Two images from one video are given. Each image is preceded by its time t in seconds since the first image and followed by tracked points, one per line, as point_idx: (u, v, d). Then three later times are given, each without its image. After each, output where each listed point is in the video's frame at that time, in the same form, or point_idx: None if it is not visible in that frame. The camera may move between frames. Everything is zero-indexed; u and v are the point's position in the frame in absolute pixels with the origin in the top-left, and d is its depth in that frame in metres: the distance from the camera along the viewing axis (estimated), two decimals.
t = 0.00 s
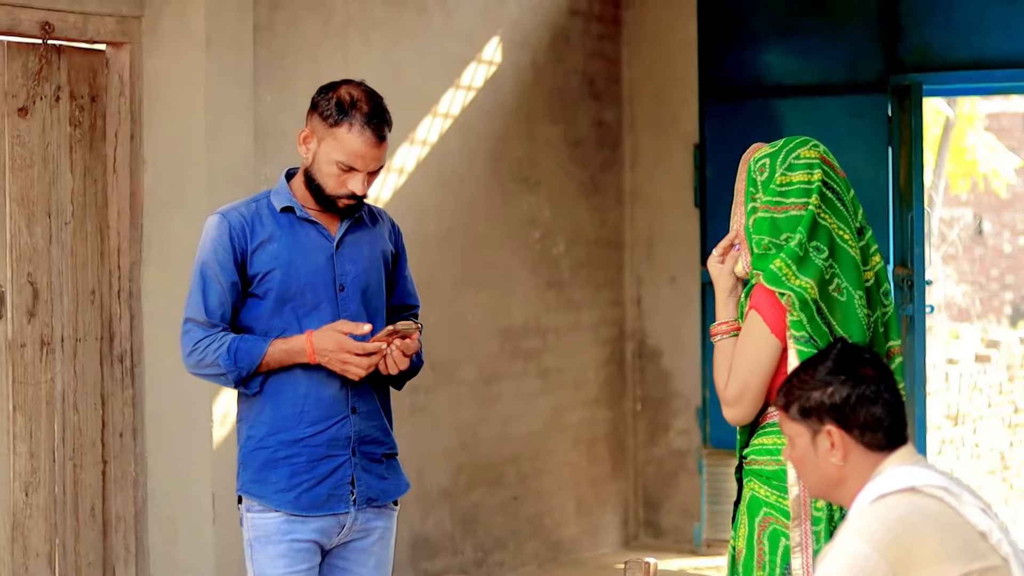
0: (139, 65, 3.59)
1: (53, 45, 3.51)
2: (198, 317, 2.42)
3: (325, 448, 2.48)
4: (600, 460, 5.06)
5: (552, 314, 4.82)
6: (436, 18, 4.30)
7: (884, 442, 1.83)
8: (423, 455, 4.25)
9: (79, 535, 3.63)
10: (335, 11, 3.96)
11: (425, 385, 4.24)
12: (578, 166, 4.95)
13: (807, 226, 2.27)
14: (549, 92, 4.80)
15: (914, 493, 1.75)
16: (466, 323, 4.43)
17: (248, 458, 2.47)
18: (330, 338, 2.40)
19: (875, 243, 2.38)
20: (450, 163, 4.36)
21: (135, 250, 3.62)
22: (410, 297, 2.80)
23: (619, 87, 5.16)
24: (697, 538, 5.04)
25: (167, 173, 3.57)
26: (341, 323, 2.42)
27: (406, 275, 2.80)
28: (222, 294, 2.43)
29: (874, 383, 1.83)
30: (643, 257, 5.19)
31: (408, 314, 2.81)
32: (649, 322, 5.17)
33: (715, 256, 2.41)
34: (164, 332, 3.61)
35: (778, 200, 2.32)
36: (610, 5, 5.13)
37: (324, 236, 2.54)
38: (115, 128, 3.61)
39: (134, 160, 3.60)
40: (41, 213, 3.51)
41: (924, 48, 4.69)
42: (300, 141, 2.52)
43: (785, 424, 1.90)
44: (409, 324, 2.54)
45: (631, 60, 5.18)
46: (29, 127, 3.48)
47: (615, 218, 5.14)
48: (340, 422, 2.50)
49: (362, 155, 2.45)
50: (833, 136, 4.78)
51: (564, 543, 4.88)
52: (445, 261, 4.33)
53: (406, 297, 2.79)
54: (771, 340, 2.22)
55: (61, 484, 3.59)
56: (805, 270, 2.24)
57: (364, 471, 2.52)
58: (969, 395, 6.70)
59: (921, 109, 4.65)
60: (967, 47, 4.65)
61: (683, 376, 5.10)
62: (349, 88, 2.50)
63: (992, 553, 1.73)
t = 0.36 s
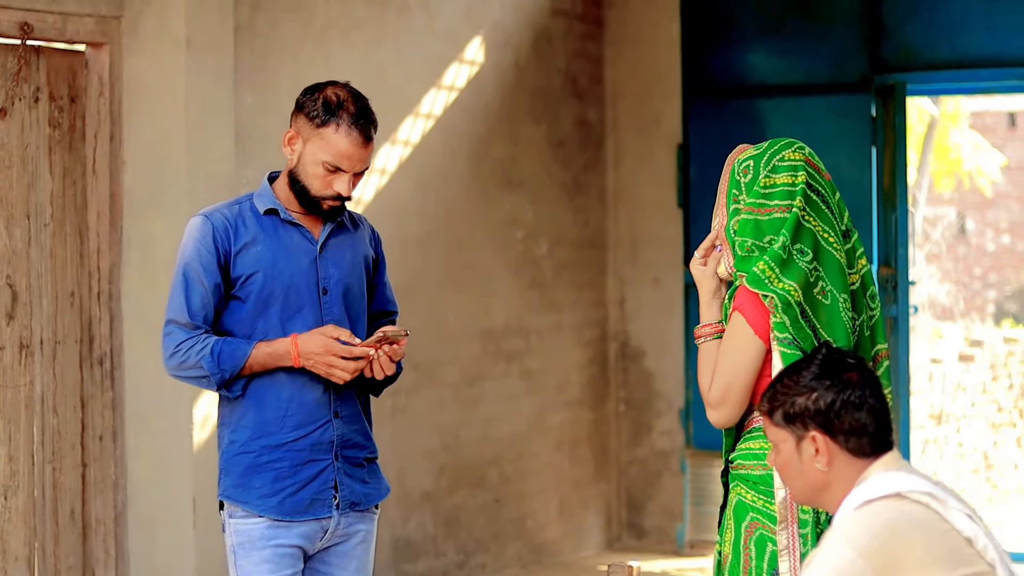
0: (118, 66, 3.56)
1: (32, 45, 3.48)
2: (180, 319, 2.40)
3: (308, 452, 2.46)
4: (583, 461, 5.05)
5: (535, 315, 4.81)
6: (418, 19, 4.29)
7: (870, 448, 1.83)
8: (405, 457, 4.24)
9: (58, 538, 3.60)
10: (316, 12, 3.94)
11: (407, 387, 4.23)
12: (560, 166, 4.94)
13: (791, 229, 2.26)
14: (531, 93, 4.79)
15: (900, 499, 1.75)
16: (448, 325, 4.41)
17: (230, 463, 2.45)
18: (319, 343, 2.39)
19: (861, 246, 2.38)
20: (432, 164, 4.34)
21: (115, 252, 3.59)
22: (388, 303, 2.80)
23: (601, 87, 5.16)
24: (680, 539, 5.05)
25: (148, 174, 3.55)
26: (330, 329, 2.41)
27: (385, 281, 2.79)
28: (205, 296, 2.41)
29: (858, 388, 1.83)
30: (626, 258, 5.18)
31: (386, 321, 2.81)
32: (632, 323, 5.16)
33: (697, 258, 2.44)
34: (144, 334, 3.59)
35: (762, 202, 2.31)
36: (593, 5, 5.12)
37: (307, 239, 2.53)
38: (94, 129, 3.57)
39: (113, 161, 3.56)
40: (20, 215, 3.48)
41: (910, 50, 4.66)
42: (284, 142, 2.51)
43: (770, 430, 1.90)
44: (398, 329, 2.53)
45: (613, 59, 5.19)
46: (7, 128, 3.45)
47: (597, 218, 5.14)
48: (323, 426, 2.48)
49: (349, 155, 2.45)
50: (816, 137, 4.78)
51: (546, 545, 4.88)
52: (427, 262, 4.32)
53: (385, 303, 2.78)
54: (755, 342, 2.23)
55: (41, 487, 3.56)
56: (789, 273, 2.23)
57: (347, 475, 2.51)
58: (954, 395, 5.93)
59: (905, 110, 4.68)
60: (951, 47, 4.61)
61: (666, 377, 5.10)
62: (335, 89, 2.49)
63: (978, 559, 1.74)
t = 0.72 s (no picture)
0: (90, 57, 3.49)
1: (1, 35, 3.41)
2: (155, 311, 2.35)
3: (286, 448, 2.42)
4: (559, 457, 5.02)
5: (511, 310, 4.78)
6: (393, 10, 4.25)
7: (857, 443, 1.82)
8: (381, 452, 4.21)
9: (28, 537, 3.52)
10: (290, 3, 3.91)
11: (382, 382, 4.20)
12: (537, 159, 4.90)
13: (773, 220, 2.25)
14: (507, 85, 4.75)
15: (889, 496, 1.75)
16: (424, 319, 4.39)
17: (205, 460, 2.40)
18: (301, 335, 2.35)
19: (844, 238, 2.36)
20: (408, 157, 4.31)
21: (85, 245, 3.52)
22: (365, 297, 2.76)
23: (578, 80, 5.11)
24: (658, 536, 5.03)
25: (123, 168, 3.49)
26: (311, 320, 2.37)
27: (361, 275, 2.75)
28: (180, 288, 2.36)
29: (847, 382, 1.82)
30: (603, 253, 5.15)
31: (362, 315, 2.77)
32: (609, 318, 5.14)
33: (676, 251, 2.40)
34: (118, 328, 3.54)
35: (745, 193, 2.28)
36: None
37: (284, 230, 2.49)
38: (65, 120, 3.49)
39: (84, 153, 3.49)
40: None
41: (888, 42, 4.65)
42: (262, 131, 2.47)
43: (755, 425, 1.88)
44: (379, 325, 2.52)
45: (590, 52, 5.13)
46: None
47: (574, 213, 5.11)
48: (301, 421, 2.44)
49: (330, 145, 2.42)
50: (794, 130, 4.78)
51: (523, 542, 4.85)
52: (403, 256, 4.29)
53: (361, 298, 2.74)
54: (738, 336, 2.21)
55: (11, 484, 3.49)
56: (772, 265, 2.21)
57: (325, 471, 2.47)
58: (929, 391, 7.01)
59: (884, 102, 4.63)
60: (929, 39, 4.60)
61: (643, 372, 5.08)
62: (315, 78, 2.46)
63: (968, 556, 1.73)
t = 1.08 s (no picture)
0: (72, 40, 3.42)
1: None
2: (138, 295, 2.29)
3: (273, 433, 2.37)
4: (546, 450, 4.98)
5: (498, 301, 4.74)
6: None
7: (861, 428, 1.83)
8: (366, 444, 4.14)
9: (9, 526, 3.46)
10: None
11: (368, 373, 4.13)
12: (524, 150, 4.86)
13: (772, 202, 2.21)
14: (494, 74, 4.70)
15: (895, 481, 1.75)
16: (411, 309, 4.34)
17: (190, 446, 2.35)
18: (285, 320, 2.30)
19: (844, 222, 2.34)
20: (394, 146, 4.25)
21: (69, 232, 3.46)
22: (354, 280, 2.71)
23: (565, 71, 5.09)
24: (645, 530, 5.00)
25: (110, 158, 3.44)
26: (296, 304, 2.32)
27: (350, 258, 2.71)
28: (164, 271, 2.31)
29: (852, 365, 1.83)
30: (590, 245, 5.12)
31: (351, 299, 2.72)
32: (596, 310, 5.11)
33: (672, 235, 2.39)
34: (101, 316, 3.49)
35: (742, 175, 2.26)
36: None
37: (271, 211, 2.45)
38: (48, 105, 3.43)
39: (67, 139, 3.43)
40: None
41: (879, 32, 4.63)
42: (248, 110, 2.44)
43: (758, 408, 1.89)
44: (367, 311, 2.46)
45: (578, 42, 5.12)
46: None
47: (561, 204, 5.08)
48: (288, 406, 2.39)
49: (316, 126, 2.38)
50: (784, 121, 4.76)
51: (509, 536, 4.80)
52: (390, 245, 4.23)
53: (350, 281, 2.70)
54: (735, 320, 2.17)
55: None
56: (770, 247, 2.18)
57: (313, 457, 2.42)
58: (915, 387, 7.05)
59: (876, 92, 4.64)
60: (922, 30, 4.59)
61: (631, 364, 5.05)
62: (304, 57, 2.43)
63: (973, 543, 1.74)
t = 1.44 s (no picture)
0: (63, 20, 3.34)
1: None
2: (127, 281, 2.22)
3: (268, 422, 2.30)
4: (545, 437, 4.91)
5: (496, 286, 4.66)
6: None
7: (883, 415, 1.76)
8: (364, 432, 4.05)
9: None
10: None
11: (364, 360, 4.04)
12: (523, 132, 4.78)
13: (784, 180, 2.14)
14: (492, 55, 4.62)
15: (918, 471, 1.68)
16: (408, 295, 4.24)
17: (183, 436, 2.27)
18: (279, 306, 2.22)
19: (858, 202, 2.27)
20: (390, 128, 4.15)
21: (60, 216, 3.36)
22: (349, 264, 2.63)
23: (564, 52, 5.01)
24: (646, 518, 4.94)
25: (99, 142, 3.36)
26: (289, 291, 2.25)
27: (346, 241, 2.62)
28: (154, 256, 2.24)
29: (873, 350, 1.76)
30: (590, 230, 5.05)
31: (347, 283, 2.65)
32: (596, 295, 5.04)
33: (680, 216, 2.30)
34: (93, 304, 3.41)
35: (753, 153, 2.19)
36: None
37: (264, 193, 2.37)
38: (39, 87, 3.37)
39: (58, 122, 3.33)
40: None
41: (884, 12, 4.55)
42: (240, 89, 2.38)
43: (775, 395, 1.82)
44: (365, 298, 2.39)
45: (576, 24, 5.04)
46: None
47: (560, 188, 5.00)
48: (283, 394, 2.32)
49: (310, 104, 2.32)
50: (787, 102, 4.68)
51: (509, 524, 4.73)
52: (387, 229, 4.14)
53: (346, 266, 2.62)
54: (748, 304, 2.11)
55: None
56: (783, 227, 2.11)
57: (310, 446, 2.35)
58: (916, 370, 7.05)
59: (880, 74, 4.56)
60: (926, 10, 4.49)
61: (631, 350, 4.99)
62: (296, 34, 2.37)
63: (999, 533, 1.69)
